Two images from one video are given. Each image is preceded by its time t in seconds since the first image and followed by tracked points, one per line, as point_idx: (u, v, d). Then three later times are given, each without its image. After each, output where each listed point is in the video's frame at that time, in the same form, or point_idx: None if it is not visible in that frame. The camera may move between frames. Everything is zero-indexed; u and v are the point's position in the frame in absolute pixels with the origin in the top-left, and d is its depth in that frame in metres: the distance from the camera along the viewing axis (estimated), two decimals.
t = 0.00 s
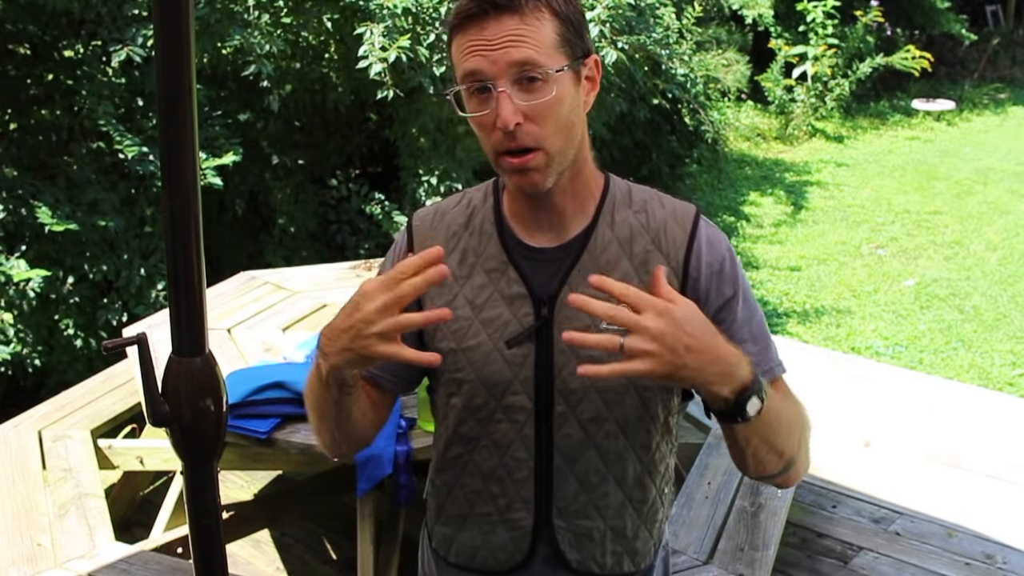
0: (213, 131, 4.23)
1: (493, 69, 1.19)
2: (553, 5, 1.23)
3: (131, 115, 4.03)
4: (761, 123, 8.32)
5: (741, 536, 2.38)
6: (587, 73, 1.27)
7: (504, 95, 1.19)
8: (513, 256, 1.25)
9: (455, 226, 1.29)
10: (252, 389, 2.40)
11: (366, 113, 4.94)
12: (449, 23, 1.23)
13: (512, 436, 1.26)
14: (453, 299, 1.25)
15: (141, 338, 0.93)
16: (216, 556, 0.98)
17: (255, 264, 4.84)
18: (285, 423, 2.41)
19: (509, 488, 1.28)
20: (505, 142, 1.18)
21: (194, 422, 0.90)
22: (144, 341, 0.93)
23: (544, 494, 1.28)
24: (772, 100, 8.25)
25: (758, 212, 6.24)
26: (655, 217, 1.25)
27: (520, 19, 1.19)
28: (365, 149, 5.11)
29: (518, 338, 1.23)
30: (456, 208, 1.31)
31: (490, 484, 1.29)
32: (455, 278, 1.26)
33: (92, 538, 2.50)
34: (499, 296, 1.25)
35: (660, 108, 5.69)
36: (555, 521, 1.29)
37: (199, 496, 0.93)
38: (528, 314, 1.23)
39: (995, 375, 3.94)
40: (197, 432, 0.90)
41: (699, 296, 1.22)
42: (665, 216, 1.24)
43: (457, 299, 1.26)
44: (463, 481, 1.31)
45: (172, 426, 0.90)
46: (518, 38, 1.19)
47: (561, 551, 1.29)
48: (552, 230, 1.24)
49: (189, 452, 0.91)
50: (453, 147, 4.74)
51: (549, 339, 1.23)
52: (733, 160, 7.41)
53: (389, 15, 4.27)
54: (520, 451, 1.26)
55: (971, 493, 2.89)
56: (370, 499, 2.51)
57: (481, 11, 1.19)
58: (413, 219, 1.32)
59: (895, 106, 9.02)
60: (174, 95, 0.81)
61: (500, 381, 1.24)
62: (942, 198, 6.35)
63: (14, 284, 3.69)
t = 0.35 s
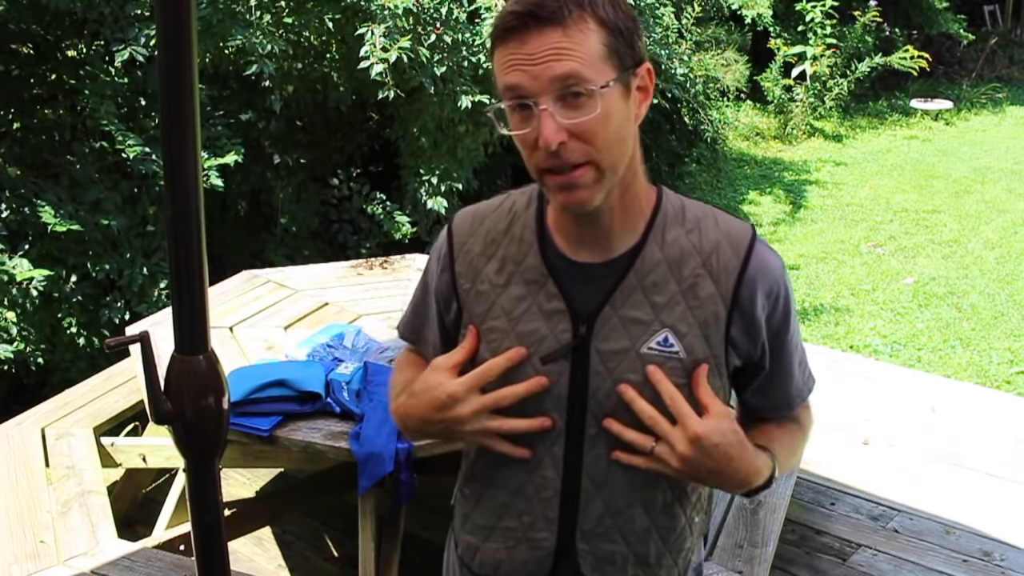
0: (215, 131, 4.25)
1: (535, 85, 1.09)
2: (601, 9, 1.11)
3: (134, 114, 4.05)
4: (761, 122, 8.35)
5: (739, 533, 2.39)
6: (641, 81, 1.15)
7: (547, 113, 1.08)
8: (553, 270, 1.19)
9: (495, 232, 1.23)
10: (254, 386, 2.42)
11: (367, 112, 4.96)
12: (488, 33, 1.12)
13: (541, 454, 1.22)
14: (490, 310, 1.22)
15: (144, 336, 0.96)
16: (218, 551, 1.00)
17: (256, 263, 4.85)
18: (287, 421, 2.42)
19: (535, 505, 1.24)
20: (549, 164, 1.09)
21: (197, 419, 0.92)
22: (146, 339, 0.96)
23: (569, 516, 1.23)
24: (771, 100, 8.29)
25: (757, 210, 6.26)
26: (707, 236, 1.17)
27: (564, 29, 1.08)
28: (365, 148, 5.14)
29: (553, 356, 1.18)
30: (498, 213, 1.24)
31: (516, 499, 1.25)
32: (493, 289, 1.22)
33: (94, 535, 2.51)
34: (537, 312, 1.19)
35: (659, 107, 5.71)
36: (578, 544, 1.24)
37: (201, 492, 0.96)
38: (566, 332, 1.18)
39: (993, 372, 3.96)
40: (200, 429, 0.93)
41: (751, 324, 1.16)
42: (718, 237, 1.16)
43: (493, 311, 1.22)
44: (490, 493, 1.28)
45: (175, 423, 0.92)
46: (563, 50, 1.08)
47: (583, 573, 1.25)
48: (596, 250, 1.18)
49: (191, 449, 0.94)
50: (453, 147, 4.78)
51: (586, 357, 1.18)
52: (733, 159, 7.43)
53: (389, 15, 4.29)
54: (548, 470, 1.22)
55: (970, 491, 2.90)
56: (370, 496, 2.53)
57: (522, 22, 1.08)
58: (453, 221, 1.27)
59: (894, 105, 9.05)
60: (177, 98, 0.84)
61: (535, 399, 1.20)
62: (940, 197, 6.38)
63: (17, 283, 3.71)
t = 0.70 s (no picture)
0: (211, 130, 4.22)
1: (563, 100, 1.13)
2: (631, 21, 1.15)
3: (130, 114, 3.99)
4: (763, 122, 8.31)
5: (742, 537, 2.34)
6: (672, 92, 1.19)
7: (576, 128, 1.13)
8: (576, 285, 1.27)
9: (518, 241, 1.31)
10: (251, 389, 2.39)
11: (366, 112, 4.92)
12: (515, 44, 1.17)
13: (563, 472, 1.31)
14: (512, 322, 1.30)
15: (138, 337, 0.91)
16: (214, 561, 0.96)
17: (253, 263, 4.81)
18: (283, 424, 2.38)
19: (556, 523, 1.33)
20: (576, 181, 1.14)
21: (192, 423, 0.88)
22: (141, 341, 0.91)
23: (591, 535, 1.32)
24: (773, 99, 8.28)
25: (759, 211, 6.22)
26: (738, 252, 1.24)
27: (595, 40, 1.12)
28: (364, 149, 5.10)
29: (576, 374, 1.27)
30: (521, 221, 1.33)
31: (537, 514, 1.34)
32: (516, 299, 1.30)
33: (89, 540, 2.47)
34: (561, 327, 1.28)
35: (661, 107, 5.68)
36: (598, 563, 1.33)
37: (198, 500, 0.92)
38: (589, 351, 1.26)
39: (998, 375, 3.93)
40: (197, 434, 0.89)
41: (781, 340, 1.22)
42: (751, 253, 1.23)
43: (515, 322, 1.30)
44: (506, 510, 1.37)
45: (170, 427, 0.88)
46: (592, 63, 1.12)
47: None
48: (623, 265, 1.25)
49: (187, 454, 0.90)
50: (452, 147, 4.74)
51: (609, 376, 1.26)
52: (734, 159, 7.39)
53: (388, 14, 4.25)
54: (569, 489, 1.31)
55: (974, 495, 2.87)
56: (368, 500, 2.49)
57: (552, 34, 1.12)
58: (476, 226, 1.35)
59: (897, 105, 9.02)
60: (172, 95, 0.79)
61: (557, 418, 1.29)
62: (944, 197, 6.34)
63: (11, 284, 3.70)
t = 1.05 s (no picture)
0: (213, 129, 4.23)
1: (561, 144, 1.11)
2: (636, 61, 1.12)
3: (132, 113, 4.03)
4: (762, 121, 8.32)
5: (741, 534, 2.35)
6: (683, 127, 1.17)
7: (573, 174, 1.12)
8: (587, 302, 1.29)
9: (532, 251, 1.34)
10: (252, 387, 2.40)
11: (367, 111, 4.94)
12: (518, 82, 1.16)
13: (571, 486, 1.32)
14: (522, 334, 1.33)
15: (141, 335, 0.96)
16: (217, 553, 1.01)
17: (255, 262, 4.83)
18: (285, 421, 2.39)
19: (563, 531, 1.35)
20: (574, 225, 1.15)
21: (195, 421, 0.93)
22: (144, 338, 0.96)
23: (597, 546, 1.33)
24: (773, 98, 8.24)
25: (759, 210, 6.23)
26: (754, 273, 1.23)
27: (595, 85, 1.10)
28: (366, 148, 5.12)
29: (584, 391, 1.28)
30: (537, 229, 1.34)
31: (542, 519, 1.36)
32: (527, 311, 1.33)
33: (92, 537, 2.50)
34: (571, 344, 1.29)
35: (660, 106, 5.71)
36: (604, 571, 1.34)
37: (201, 495, 0.96)
38: (599, 369, 1.28)
39: (996, 373, 3.95)
40: (202, 431, 0.94)
41: (794, 365, 1.22)
42: (766, 275, 1.22)
43: (525, 334, 1.33)
44: (514, 513, 1.39)
45: (174, 424, 0.93)
46: (591, 110, 1.10)
47: None
48: (634, 286, 1.26)
49: (190, 451, 0.94)
50: (453, 146, 4.75)
51: (617, 397, 1.27)
52: (734, 158, 7.40)
53: (389, 14, 4.27)
54: (575, 501, 1.33)
55: (974, 493, 2.89)
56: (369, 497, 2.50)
57: (551, 79, 1.11)
58: (492, 230, 1.38)
59: (896, 104, 9.04)
60: (177, 100, 0.84)
61: (565, 433, 1.31)
62: (943, 196, 6.36)
63: (14, 282, 3.70)
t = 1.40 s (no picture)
0: (213, 129, 4.23)
1: (514, 134, 1.15)
2: (587, 53, 1.15)
3: (132, 113, 4.03)
4: (762, 121, 8.31)
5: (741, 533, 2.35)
6: (637, 121, 1.20)
7: (523, 163, 1.15)
8: (551, 297, 1.31)
9: (504, 247, 1.38)
10: (253, 387, 2.40)
11: (367, 111, 4.94)
12: (475, 75, 1.20)
13: (533, 479, 1.33)
14: (489, 328, 1.36)
15: (140, 335, 0.96)
16: (218, 555, 1.01)
17: (255, 261, 4.83)
18: (285, 422, 2.39)
19: (527, 528, 1.36)
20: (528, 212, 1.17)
21: (195, 421, 0.93)
22: (143, 338, 0.95)
23: (561, 544, 1.34)
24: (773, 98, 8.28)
25: (759, 210, 6.23)
26: (714, 270, 1.23)
27: (546, 76, 1.13)
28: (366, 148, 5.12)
29: (545, 384, 1.30)
30: (511, 225, 1.39)
31: (509, 518, 1.37)
32: (495, 305, 1.36)
33: (92, 536, 2.50)
34: (533, 337, 1.32)
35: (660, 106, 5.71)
36: (568, 570, 1.34)
37: (201, 496, 0.97)
38: (558, 363, 1.30)
39: (996, 372, 3.95)
40: (202, 432, 0.94)
41: (752, 366, 1.20)
42: (727, 272, 1.23)
43: (494, 328, 1.35)
44: (487, 510, 1.41)
45: (173, 424, 0.93)
46: (544, 101, 1.14)
47: None
48: (597, 279, 1.29)
49: (190, 452, 0.94)
50: (453, 146, 4.72)
51: (576, 390, 1.28)
52: (734, 158, 7.40)
53: (389, 14, 4.27)
54: (539, 497, 1.33)
55: (974, 493, 2.89)
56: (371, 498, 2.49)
57: (504, 70, 1.15)
58: (469, 229, 1.43)
59: (896, 104, 9.04)
60: (175, 98, 0.85)
61: (526, 427, 1.32)
62: (943, 196, 6.35)
63: (14, 282, 3.70)
